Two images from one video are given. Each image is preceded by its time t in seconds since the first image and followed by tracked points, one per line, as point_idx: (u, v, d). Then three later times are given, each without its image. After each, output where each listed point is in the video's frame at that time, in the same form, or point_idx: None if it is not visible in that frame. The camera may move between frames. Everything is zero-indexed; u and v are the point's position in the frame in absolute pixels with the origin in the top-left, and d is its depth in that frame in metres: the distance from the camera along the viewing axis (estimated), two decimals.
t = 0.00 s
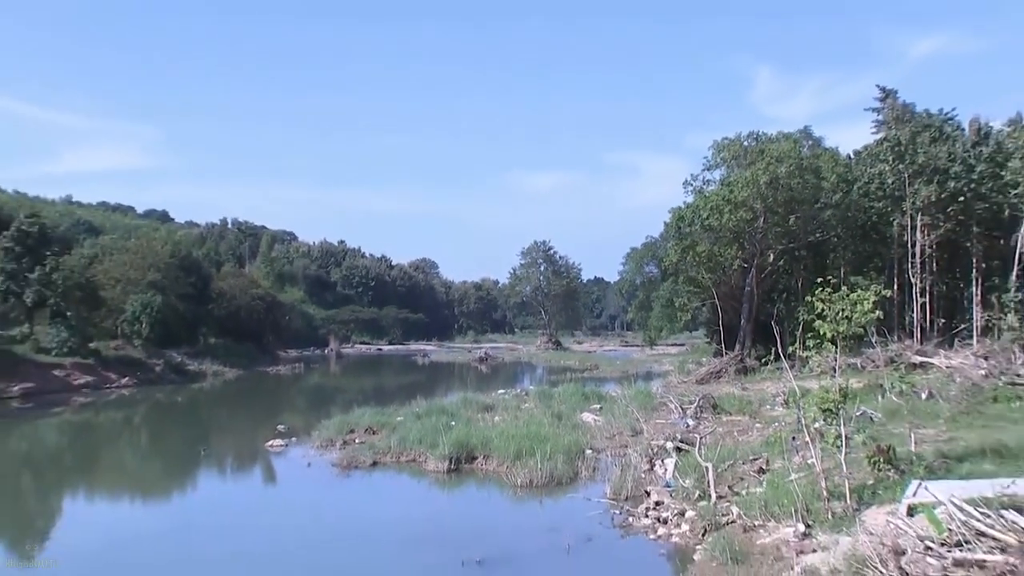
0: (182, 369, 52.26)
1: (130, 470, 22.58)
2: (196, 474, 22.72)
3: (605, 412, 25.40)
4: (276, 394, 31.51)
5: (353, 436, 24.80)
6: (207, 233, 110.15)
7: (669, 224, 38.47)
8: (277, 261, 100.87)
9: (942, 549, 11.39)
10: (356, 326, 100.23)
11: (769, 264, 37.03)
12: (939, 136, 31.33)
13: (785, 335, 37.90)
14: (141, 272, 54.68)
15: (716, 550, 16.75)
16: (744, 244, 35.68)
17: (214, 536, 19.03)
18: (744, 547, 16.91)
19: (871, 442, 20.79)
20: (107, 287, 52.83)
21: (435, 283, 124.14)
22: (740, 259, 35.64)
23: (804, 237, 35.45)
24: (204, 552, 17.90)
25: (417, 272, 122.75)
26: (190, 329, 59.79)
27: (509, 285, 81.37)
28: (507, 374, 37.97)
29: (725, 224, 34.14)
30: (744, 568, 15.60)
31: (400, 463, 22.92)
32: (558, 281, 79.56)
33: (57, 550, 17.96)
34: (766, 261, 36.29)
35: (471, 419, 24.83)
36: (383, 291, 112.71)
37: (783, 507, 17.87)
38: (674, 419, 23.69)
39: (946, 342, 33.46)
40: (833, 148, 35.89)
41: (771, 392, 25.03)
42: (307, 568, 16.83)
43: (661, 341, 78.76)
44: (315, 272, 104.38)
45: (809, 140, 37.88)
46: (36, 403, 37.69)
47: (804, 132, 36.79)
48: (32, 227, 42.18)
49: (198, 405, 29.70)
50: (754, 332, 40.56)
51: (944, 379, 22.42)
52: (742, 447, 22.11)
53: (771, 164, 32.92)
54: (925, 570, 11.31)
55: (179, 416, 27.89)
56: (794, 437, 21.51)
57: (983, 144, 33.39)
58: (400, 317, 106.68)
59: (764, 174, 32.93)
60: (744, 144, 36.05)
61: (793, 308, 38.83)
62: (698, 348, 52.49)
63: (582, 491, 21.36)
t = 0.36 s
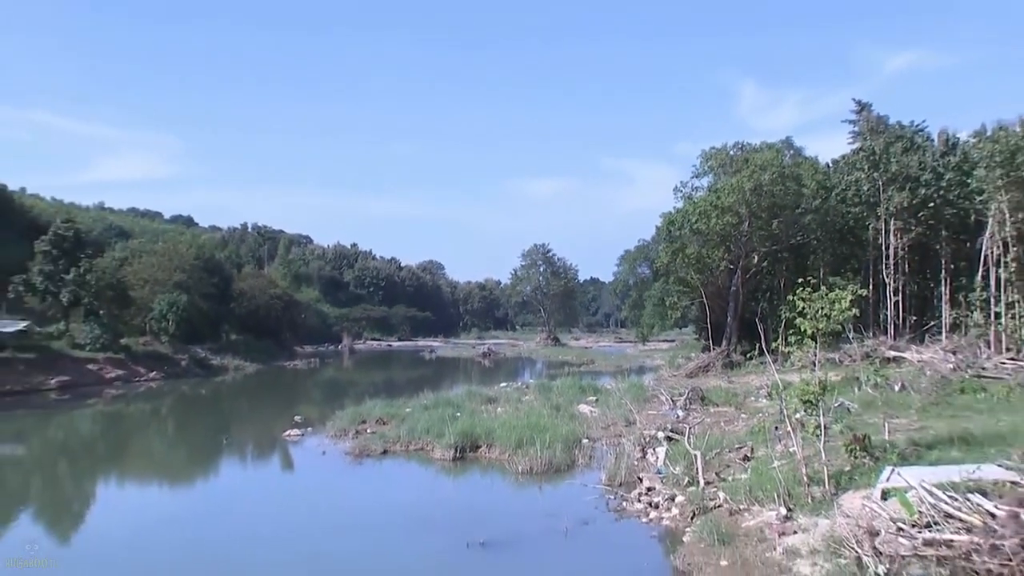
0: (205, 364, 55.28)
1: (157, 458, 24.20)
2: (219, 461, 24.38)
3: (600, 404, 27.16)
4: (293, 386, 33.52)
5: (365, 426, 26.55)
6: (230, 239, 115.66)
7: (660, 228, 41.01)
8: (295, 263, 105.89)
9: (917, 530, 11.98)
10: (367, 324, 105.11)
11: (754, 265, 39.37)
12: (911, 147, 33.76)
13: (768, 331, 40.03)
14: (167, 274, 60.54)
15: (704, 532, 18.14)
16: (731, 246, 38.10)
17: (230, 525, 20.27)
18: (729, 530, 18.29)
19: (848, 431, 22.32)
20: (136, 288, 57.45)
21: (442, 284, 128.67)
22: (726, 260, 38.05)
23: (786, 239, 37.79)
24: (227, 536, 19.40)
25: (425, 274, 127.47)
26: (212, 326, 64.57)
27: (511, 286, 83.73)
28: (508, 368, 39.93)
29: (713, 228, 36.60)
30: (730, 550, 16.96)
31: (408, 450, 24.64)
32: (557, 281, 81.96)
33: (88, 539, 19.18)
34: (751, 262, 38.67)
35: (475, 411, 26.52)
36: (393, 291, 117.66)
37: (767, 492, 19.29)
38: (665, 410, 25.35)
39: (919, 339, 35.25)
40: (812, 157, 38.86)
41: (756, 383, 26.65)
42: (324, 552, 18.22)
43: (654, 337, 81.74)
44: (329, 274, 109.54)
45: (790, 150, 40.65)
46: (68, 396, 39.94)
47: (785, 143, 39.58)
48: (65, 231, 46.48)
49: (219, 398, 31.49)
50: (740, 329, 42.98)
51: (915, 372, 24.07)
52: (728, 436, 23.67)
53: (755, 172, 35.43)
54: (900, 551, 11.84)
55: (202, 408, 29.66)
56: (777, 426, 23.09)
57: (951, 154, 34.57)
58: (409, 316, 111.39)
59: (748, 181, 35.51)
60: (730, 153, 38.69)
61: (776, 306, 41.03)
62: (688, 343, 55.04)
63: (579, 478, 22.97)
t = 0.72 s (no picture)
0: (226, 359, 59.71)
1: (181, 447, 25.89)
2: (239, 449, 26.07)
3: (595, 397, 28.95)
4: (305, 380, 35.50)
5: (374, 417, 28.34)
6: (247, 241, 119.61)
7: (650, 232, 43.05)
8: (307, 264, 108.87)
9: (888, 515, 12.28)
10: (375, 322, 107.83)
11: (739, 267, 41.30)
12: (885, 156, 36.34)
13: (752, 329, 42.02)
14: (190, 274, 64.61)
15: (692, 516, 19.57)
16: (717, 249, 40.06)
17: (243, 513, 21.55)
18: (715, 514, 19.67)
19: (826, 422, 23.90)
20: (160, 288, 61.40)
21: (447, 283, 131.20)
22: (713, 262, 40.02)
23: (769, 243, 39.75)
24: (248, 520, 21.01)
25: (431, 274, 130.06)
26: (232, 323, 69.67)
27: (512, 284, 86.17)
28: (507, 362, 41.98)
29: (699, 231, 38.56)
30: (716, 533, 18.21)
31: (414, 439, 26.44)
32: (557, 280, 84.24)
33: (118, 523, 20.76)
34: (736, 264, 40.60)
35: (477, 403, 28.27)
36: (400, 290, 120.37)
37: (750, 479, 20.81)
38: (655, 402, 27.07)
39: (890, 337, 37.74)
40: (793, 167, 41.19)
41: (740, 377, 28.33)
42: (337, 537, 19.62)
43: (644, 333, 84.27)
44: (341, 274, 112.24)
45: (772, 159, 42.99)
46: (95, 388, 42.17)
47: (768, 152, 41.87)
48: (96, 234, 49.72)
49: (239, 390, 33.37)
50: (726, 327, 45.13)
51: (888, 366, 25.79)
52: (715, 426, 25.34)
53: (739, 179, 37.43)
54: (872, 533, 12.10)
55: (223, 400, 31.54)
56: (760, 417, 24.72)
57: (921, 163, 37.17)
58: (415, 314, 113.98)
59: (733, 188, 37.54)
60: (716, 161, 40.83)
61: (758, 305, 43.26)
62: (676, 339, 57.91)
63: (575, 466, 24.65)
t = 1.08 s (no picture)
0: (245, 354, 62.89)
1: (203, 437, 27.63)
2: (258, 440, 27.81)
3: (591, 390, 30.76)
4: (318, 375, 37.56)
5: (384, 410, 30.19)
6: (264, 244, 122.90)
7: (643, 235, 45.41)
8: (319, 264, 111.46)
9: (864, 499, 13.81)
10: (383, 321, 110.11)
11: (726, 268, 43.63)
12: (861, 165, 39.12)
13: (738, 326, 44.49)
14: (211, 275, 68.08)
15: (683, 502, 21.09)
16: (705, 251, 42.43)
17: (258, 502, 22.95)
18: (704, 500, 21.23)
19: (807, 414, 25.46)
20: (184, 288, 65.24)
21: (453, 283, 133.46)
22: (702, 264, 42.37)
23: (754, 245, 42.15)
24: (267, 505, 22.73)
25: (438, 275, 132.36)
26: (252, 321, 72.65)
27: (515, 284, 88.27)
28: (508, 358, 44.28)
29: (689, 234, 40.92)
30: (705, 518, 19.58)
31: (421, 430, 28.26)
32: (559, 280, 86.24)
33: (146, 507, 22.49)
34: (723, 265, 42.96)
35: (480, 397, 30.04)
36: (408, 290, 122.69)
37: (736, 467, 22.38)
38: (648, 396, 28.79)
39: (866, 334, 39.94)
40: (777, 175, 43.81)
41: (728, 372, 30.02)
42: (351, 523, 21.22)
43: (635, 331, 86.54)
44: (352, 274, 114.84)
45: (757, 168, 45.58)
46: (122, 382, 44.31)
47: (753, 161, 44.55)
48: (126, 239, 54.62)
49: (257, 385, 35.21)
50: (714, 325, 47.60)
51: (866, 361, 27.52)
52: (704, 418, 26.99)
53: (726, 186, 39.86)
54: (851, 517, 13.65)
55: (243, 394, 33.39)
56: (746, 410, 26.33)
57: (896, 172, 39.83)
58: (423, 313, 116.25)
59: (721, 194, 40.01)
60: (705, 169, 43.39)
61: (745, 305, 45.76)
62: (670, 336, 60.28)
63: (573, 455, 26.36)
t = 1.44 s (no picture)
0: (263, 350, 65.21)
1: (223, 428, 29.45)
2: (275, 430, 29.66)
3: (588, 384, 32.70)
4: (330, 370, 39.72)
5: (393, 403, 32.08)
6: (279, 245, 125.83)
7: (636, 237, 47.68)
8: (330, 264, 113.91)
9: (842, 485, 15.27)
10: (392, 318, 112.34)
11: (715, 269, 45.96)
12: (841, 172, 42.49)
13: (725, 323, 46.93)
14: (231, 276, 70.91)
15: (675, 489, 22.62)
16: (696, 253, 44.76)
17: (274, 491, 24.53)
18: (695, 487, 22.78)
19: (792, 405, 27.05)
20: (206, 288, 68.22)
21: (458, 283, 135.67)
22: (692, 265, 44.74)
23: (741, 248, 44.58)
24: (284, 491, 24.43)
25: (443, 276, 134.61)
26: (269, 319, 74.83)
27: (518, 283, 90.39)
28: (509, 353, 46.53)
29: (681, 237, 43.26)
30: (696, 504, 21.09)
31: (428, 422, 30.08)
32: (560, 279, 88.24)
33: (172, 493, 24.21)
34: (713, 266, 45.39)
35: (484, 392, 31.93)
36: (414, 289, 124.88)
37: (725, 456, 23.88)
38: (641, 389, 30.63)
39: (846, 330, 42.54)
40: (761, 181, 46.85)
41: (716, 366, 31.84)
42: (362, 508, 22.91)
43: (631, 329, 88.50)
44: (363, 275, 117.25)
45: (743, 174, 48.30)
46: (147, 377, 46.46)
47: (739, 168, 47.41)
48: (151, 242, 56.69)
49: (274, 380, 37.11)
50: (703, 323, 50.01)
51: (846, 356, 29.22)
52: (694, 410, 28.71)
53: (716, 192, 42.35)
54: (828, 501, 14.72)
55: (261, 388, 35.30)
56: (734, 402, 27.93)
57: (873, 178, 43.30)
58: (430, 310, 118.51)
59: (710, 199, 42.42)
60: (695, 175, 46.13)
61: (733, 303, 47.97)
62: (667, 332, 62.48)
63: (571, 445, 28.15)
